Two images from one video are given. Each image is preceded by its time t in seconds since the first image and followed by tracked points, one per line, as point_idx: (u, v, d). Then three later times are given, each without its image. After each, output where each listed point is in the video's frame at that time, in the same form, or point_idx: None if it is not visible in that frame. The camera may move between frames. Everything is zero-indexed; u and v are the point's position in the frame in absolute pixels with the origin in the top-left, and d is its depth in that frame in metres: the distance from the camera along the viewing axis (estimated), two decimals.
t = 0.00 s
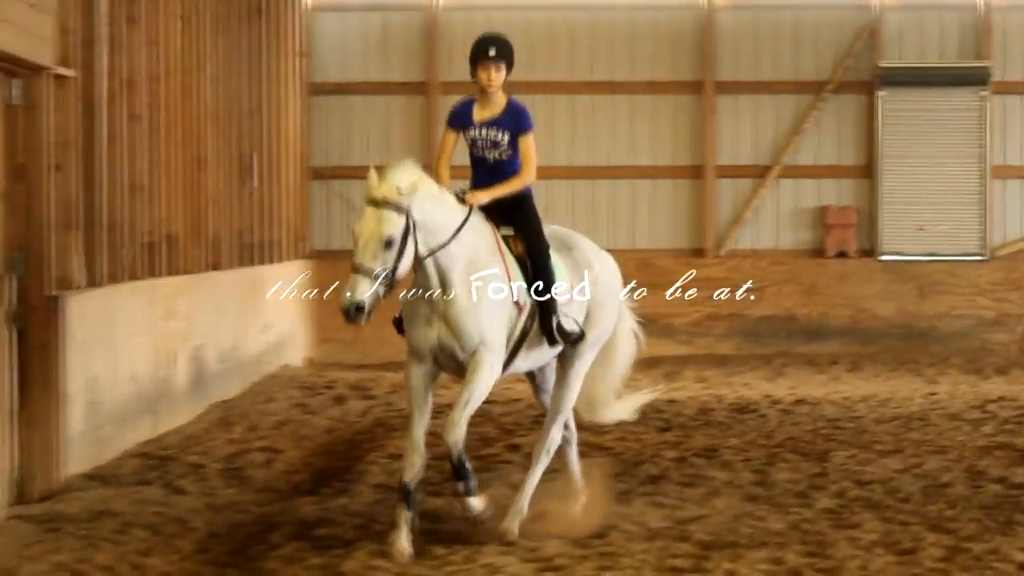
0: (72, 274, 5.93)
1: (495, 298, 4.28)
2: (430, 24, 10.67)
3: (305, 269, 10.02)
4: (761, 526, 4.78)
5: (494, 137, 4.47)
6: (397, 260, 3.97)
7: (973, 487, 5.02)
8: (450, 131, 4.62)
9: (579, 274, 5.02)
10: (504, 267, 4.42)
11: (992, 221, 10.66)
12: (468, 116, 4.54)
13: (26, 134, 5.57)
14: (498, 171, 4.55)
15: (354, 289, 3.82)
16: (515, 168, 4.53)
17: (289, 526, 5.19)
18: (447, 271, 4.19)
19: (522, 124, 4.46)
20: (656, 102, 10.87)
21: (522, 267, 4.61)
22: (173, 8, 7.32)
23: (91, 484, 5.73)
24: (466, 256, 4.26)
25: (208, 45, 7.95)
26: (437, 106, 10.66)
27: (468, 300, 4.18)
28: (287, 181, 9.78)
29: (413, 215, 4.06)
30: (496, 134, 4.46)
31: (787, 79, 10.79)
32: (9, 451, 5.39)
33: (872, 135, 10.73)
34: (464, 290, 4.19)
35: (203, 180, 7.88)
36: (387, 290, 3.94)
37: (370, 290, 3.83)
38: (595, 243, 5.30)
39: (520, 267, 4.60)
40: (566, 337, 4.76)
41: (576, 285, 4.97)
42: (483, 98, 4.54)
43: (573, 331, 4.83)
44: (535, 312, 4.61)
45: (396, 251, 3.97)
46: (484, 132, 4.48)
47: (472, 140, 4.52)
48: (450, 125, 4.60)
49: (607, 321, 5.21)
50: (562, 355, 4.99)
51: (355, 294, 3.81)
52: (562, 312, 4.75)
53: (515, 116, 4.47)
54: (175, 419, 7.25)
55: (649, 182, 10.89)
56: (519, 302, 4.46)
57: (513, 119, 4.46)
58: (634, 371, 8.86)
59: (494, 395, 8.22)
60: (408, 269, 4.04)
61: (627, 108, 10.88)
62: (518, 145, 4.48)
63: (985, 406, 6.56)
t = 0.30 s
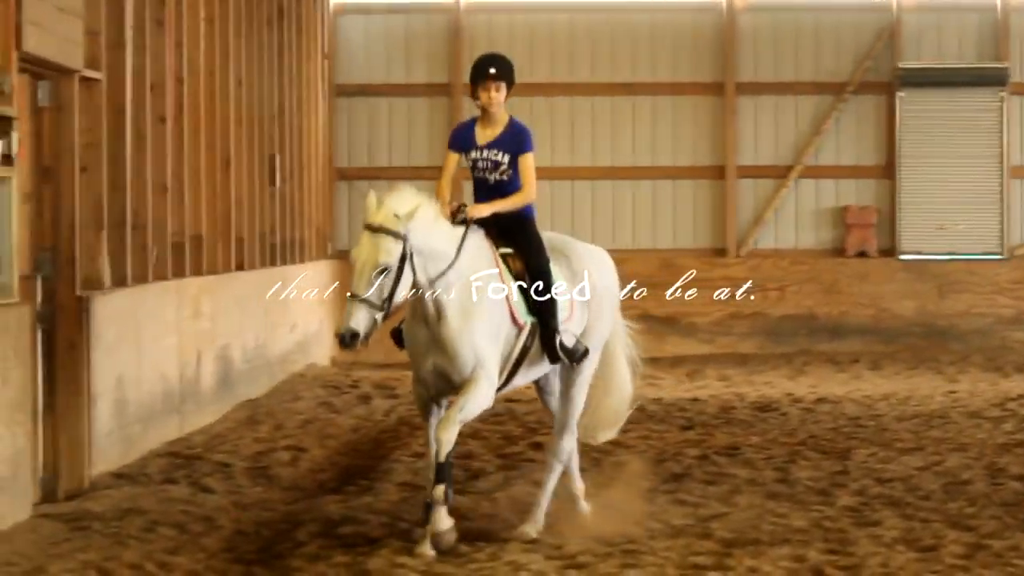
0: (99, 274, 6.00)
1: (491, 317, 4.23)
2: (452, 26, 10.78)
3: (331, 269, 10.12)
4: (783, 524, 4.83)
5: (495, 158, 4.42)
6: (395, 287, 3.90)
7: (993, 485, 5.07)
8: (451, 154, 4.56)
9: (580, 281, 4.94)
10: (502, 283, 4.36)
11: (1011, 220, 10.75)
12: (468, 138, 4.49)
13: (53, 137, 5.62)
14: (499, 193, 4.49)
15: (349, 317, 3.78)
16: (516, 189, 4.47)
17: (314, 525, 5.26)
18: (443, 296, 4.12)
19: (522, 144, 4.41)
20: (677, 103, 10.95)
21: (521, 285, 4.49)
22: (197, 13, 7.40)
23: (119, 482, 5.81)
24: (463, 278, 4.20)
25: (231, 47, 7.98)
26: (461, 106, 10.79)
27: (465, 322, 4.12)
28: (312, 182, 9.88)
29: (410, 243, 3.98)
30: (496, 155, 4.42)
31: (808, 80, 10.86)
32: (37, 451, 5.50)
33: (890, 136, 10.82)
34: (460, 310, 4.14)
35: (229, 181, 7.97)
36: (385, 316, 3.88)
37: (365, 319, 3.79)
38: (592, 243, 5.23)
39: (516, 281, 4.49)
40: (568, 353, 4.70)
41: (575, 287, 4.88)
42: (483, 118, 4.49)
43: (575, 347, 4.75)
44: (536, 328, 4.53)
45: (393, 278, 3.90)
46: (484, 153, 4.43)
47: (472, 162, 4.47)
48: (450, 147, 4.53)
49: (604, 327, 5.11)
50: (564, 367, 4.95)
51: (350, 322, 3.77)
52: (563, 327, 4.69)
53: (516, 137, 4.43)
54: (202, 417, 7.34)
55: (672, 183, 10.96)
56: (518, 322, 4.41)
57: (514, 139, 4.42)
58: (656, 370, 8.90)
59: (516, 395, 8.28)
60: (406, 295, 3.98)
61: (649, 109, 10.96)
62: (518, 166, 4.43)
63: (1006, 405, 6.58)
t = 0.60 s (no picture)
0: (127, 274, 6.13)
1: (490, 321, 4.22)
2: (474, 28, 11.00)
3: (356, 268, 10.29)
4: (801, 517, 4.92)
5: (496, 152, 4.50)
6: (392, 306, 3.85)
7: (1007, 479, 5.17)
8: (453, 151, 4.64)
9: (578, 282, 4.97)
10: (501, 286, 4.34)
11: None
12: (470, 134, 4.58)
13: (82, 141, 5.81)
14: (498, 188, 4.54)
15: (345, 338, 3.74)
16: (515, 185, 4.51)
17: (339, 519, 5.37)
18: (443, 304, 4.10)
19: (523, 138, 4.49)
20: (696, 103, 11.14)
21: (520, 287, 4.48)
22: (225, 14, 7.56)
23: (147, 478, 5.93)
24: (462, 284, 4.17)
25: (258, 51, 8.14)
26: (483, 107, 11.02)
27: (464, 329, 4.12)
28: (337, 181, 10.05)
29: (407, 258, 3.93)
30: (498, 149, 4.49)
31: (826, 80, 11.03)
32: (67, 448, 5.64)
33: (907, 135, 10.98)
34: (460, 318, 4.13)
35: (255, 184, 8.10)
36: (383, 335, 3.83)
37: (362, 338, 3.74)
38: (591, 245, 5.27)
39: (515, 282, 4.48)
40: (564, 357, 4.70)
41: (575, 288, 4.93)
42: (485, 117, 4.60)
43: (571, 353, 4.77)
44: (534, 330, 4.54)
45: (390, 297, 3.84)
46: (486, 148, 4.51)
47: (473, 156, 4.53)
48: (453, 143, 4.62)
49: (602, 333, 5.12)
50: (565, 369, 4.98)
51: (346, 343, 3.72)
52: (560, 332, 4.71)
53: (517, 132, 4.51)
54: (229, 413, 7.47)
55: (691, 182, 11.16)
56: (517, 323, 4.40)
57: (515, 135, 4.50)
58: (675, 366, 9.01)
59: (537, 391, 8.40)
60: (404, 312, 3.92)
61: (668, 109, 11.15)
62: (518, 161, 4.49)
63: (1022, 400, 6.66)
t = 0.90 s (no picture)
0: (147, 272, 6.25)
1: (487, 315, 4.26)
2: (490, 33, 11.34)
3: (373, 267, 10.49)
4: (810, 512, 5.00)
5: (494, 134, 4.50)
6: (385, 303, 3.88)
7: (1013, 473, 5.27)
8: (449, 132, 4.61)
9: (572, 272, 5.05)
10: (494, 281, 4.39)
11: None
12: (467, 116, 4.57)
13: (102, 141, 5.91)
14: (493, 172, 4.52)
15: (340, 335, 3.77)
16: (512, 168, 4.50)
17: (355, 514, 5.47)
18: (438, 299, 4.14)
19: (521, 121, 4.50)
20: (707, 105, 11.48)
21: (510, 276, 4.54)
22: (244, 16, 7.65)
23: (166, 473, 6.04)
24: (456, 280, 4.21)
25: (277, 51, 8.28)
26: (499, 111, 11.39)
27: (460, 324, 4.15)
28: (356, 181, 10.26)
29: (399, 254, 3.96)
30: (496, 132, 4.50)
31: (833, 82, 11.38)
32: (89, 444, 5.74)
33: (915, 134, 11.32)
34: (455, 313, 4.16)
35: (274, 184, 8.24)
36: (377, 332, 3.86)
37: (357, 336, 3.77)
38: (581, 233, 5.34)
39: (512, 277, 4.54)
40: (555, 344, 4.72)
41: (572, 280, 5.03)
42: (482, 98, 4.59)
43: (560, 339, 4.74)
44: (524, 318, 4.60)
45: (383, 294, 3.88)
46: (484, 130, 4.51)
47: (470, 138, 4.53)
48: (449, 124, 4.59)
49: (592, 326, 5.11)
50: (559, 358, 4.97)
51: (341, 340, 3.74)
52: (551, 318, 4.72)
53: (515, 116, 4.52)
54: (247, 410, 7.59)
55: (702, 182, 11.50)
56: (509, 312, 4.45)
57: (513, 118, 4.51)
58: (686, 363, 9.14)
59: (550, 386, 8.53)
60: (397, 308, 3.96)
61: (680, 111, 11.49)
62: (515, 144, 4.49)
63: None
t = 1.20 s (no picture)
0: (175, 269, 6.41)
1: (487, 305, 4.39)
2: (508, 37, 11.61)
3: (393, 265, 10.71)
4: (820, 505, 5.13)
5: (495, 118, 4.62)
6: (384, 274, 4.01)
7: (1019, 466, 5.41)
8: (449, 117, 4.73)
9: (568, 257, 5.20)
10: (493, 272, 4.51)
11: None
12: (468, 100, 4.69)
13: (132, 141, 6.09)
14: (491, 158, 4.64)
15: (341, 304, 3.89)
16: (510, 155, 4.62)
17: (377, 505, 5.62)
18: (438, 289, 4.27)
19: (522, 107, 4.61)
20: (721, 106, 11.73)
21: (507, 264, 4.63)
22: (268, 19, 7.82)
23: (193, 465, 6.20)
24: (455, 270, 4.34)
25: (301, 56, 8.45)
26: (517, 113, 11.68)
27: (461, 315, 4.28)
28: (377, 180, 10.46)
29: (397, 234, 4.10)
30: (497, 117, 4.61)
31: (845, 84, 11.63)
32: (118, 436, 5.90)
33: (924, 136, 11.55)
34: (456, 304, 4.29)
35: (297, 183, 8.40)
36: (377, 302, 3.99)
37: (356, 306, 3.90)
38: (575, 220, 5.49)
39: (507, 266, 4.64)
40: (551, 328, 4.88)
41: (566, 264, 5.16)
42: (482, 84, 4.72)
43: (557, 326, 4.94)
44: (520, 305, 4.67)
45: (382, 266, 4.01)
46: (485, 115, 4.62)
47: (471, 122, 4.65)
48: (450, 108, 4.71)
49: (588, 309, 5.29)
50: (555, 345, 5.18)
51: (341, 310, 3.88)
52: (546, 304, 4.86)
53: (515, 101, 4.64)
54: (272, 404, 7.75)
55: (716, 181, 11.75)
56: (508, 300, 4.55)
57: (513, 103, 4.63)
58: (700, 358, 9.30)
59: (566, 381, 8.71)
60: (396, 283, 4.09)
61: (694, 113, 11.74)
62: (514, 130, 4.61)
63: None
